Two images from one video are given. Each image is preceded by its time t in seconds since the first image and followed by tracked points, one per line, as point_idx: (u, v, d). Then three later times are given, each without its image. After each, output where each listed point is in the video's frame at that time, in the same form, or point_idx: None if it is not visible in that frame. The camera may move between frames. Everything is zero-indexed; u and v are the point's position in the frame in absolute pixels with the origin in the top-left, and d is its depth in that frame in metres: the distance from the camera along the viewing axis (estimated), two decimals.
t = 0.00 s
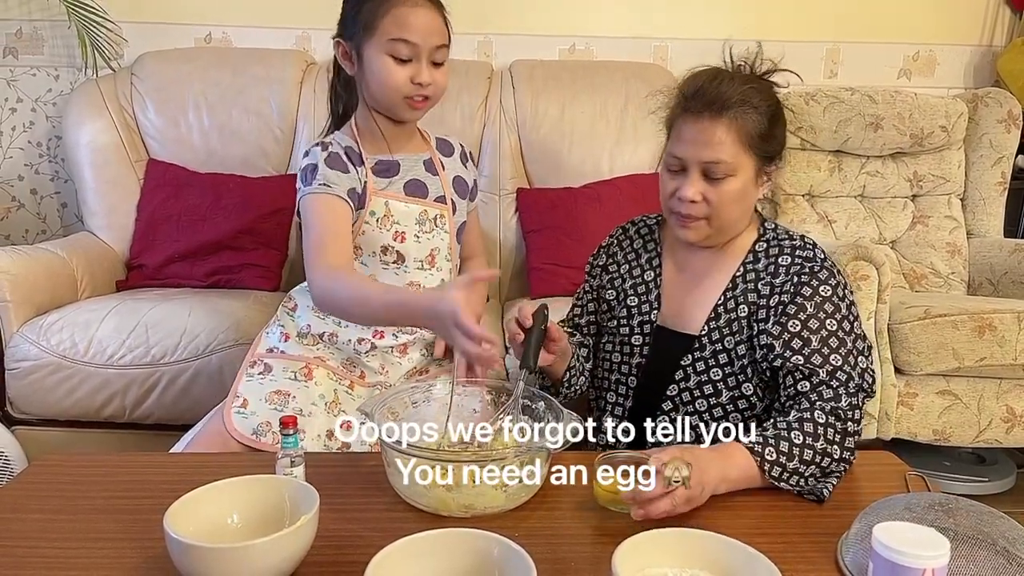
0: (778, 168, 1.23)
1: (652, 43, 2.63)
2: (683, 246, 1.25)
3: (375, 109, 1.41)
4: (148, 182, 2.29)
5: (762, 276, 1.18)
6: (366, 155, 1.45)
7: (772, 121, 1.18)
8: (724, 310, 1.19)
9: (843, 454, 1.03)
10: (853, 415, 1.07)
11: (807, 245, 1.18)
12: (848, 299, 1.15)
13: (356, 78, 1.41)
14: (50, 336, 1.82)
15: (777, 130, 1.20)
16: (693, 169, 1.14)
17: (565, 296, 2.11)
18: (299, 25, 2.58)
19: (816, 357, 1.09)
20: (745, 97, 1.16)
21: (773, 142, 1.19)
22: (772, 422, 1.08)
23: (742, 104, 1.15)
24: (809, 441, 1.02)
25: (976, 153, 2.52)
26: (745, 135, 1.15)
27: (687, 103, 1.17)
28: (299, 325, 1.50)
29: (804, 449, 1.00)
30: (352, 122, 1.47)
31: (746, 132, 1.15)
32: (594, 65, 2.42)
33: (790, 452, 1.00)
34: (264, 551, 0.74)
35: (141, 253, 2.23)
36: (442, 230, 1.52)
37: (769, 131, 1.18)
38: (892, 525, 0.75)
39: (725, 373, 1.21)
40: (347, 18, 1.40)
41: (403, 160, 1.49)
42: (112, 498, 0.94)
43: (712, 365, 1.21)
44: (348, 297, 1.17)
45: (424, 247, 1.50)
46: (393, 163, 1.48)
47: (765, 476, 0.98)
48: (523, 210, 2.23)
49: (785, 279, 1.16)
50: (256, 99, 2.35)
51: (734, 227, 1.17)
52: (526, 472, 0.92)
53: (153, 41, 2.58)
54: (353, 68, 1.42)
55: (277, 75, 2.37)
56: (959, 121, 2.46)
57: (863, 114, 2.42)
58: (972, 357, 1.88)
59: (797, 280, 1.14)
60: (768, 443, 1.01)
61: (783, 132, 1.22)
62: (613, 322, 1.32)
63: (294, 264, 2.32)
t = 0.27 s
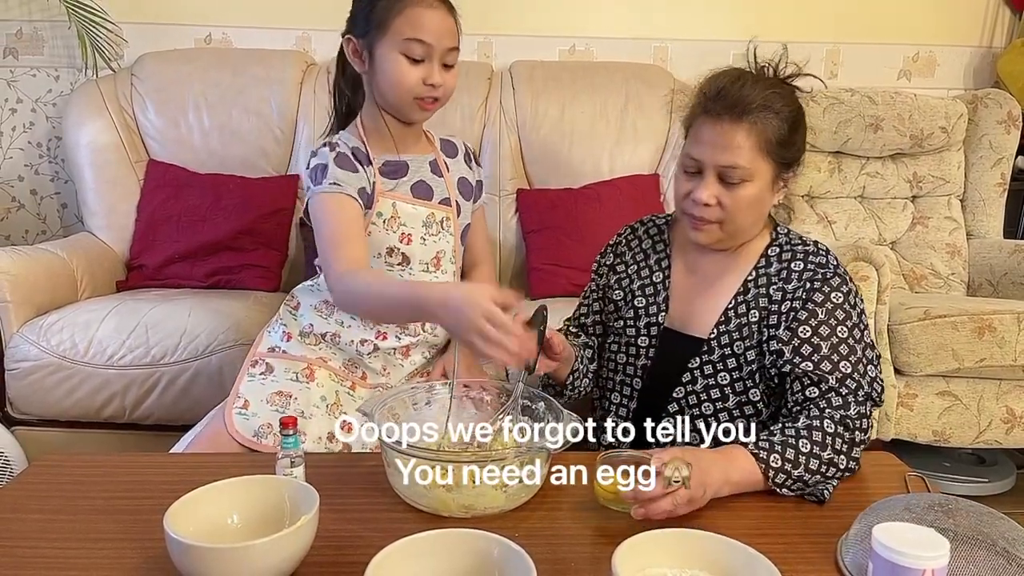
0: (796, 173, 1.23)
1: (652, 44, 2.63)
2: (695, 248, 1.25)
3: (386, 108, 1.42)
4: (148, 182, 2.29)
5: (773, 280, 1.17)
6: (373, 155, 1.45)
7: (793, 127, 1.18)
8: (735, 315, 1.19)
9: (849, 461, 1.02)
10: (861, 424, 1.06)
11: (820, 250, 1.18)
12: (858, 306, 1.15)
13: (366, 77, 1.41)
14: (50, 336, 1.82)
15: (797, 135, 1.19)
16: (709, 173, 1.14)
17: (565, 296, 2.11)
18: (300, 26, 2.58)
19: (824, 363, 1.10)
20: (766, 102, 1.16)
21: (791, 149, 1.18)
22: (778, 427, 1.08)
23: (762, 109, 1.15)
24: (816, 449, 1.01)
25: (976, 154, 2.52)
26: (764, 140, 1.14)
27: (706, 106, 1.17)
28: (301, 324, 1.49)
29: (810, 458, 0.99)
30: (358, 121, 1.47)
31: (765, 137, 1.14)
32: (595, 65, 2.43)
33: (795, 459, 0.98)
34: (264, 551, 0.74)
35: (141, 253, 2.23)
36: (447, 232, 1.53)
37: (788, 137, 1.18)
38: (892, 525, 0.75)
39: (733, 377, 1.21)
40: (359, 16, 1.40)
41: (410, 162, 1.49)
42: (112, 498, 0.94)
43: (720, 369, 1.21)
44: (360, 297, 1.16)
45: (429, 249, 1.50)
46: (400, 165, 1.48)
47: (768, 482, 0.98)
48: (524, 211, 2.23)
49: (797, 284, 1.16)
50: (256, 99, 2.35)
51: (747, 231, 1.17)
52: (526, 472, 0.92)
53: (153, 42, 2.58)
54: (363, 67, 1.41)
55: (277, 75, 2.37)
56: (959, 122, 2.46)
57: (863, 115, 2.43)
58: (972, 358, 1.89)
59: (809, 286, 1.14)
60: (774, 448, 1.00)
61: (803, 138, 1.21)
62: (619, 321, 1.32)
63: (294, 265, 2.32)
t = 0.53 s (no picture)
0: (807, 175, 1.23)
1: (651, 44, 2.63)
2: (703, 248, 1.25)
3: (389, 108, 1.41)
4: (148, 182, 2.29)
5: (782, 281, 1.18)
6: (375, 156, 1.45)
7: (805, 130, 1.18)
8: (742, 314, 1.19)
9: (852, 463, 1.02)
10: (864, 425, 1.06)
11: (829, 252, 1.18)
12: (866, 308, 1.15)
13: (371, 76, 1.41)
14: (50, 335, 1.82)
15: (808, 137, 1.19)
16: (721, 173, 1.14)
17: (565, 296, 2.11)
18: (300, 26, 2.58)
19: (831, 364, 1.10)
20: (780, 104, 1.16)
21: (803, 151, 1.18)
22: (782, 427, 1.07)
23: (776, 111, 1.15)
24: (818, 450, 1.00)
25: (975, 153, 2.52)
26: (776, 142, 1.14)
27: (720, 106, 1.17)
28: (303, 324, 1.49)
29: (811, 459, 0.99)
30: (362, 121, 1.47)
31: (778, 139, 1.14)
32: (595, 65, 2.42)
33: (796, 460, 0.98)
34: (264, 550, 0.74)
35: (141, 253, 2.23)
36: (450, 233, 1.52)
37: (800, 139, 1.18)
38: (891, 525, 0.75)
39: (740, 377, 1.21)
40: (364, 14, 1.41)
41: (414, 162, 1.49)
42: (111, 497, 0.94)
43: (727, 369, 1.21)
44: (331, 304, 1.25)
45: (432, 249, 1.49)
46: (403, 166, 1.47)
47: (768, 482, 0.98)
48: (524, 210, 2.23)
49: (805, 285, 1.16)
50: (256, 99, 2.35)
51: (757, 232, 1.17)
52: (526, 472, 0.92)
53: (153, 41, 2.58)
54: (368, 66, 1.42)
55: (277, 75, 2.37)
56: (959, 121, 2.46)
57: (863, 115, 2.43)
58: (972, 358, 1.89)
59: (818, 287, 1.14)
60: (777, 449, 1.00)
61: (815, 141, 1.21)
62: (625, 319, 1.32)
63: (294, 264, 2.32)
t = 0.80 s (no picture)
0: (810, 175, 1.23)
1: (651, 44, 2.63)
2: (705, 246, 1.25)
3: (388, 107, 1.41)
4: (148, 181, 2.29)
5: (785, 281, 1.18)
6: (372, 155, 1.45)
7: (812, 129, 1.18)
8: (745, 313, 1.19)
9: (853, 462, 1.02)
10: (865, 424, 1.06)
11: (832, 252, 1.18)
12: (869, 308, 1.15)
13: (370, 75, 1.42)
14: (49, 334, 1.82)
15: (814, 137, 1.20)
16: (728, 169, 1.14)
17: (564, 296, 2.11)
18: (299, 25, 2.58)
19: (833, 363, 1.09)
20: (788, 102, 1.16)
21: (809, 151, 1.19)
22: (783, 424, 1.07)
23: (784, 109, 1.15)
24: (819, 448, 1.01)
25: (975, 153, 2.52)
26: (783, 140, 1.14)
27: (728, 103, 1.17)
28: (300, 322, 1.48)
29: (811, 456, 0.99)
30: (360, 122, 1.47)
31: (785, 137, 1.14)
32: (594, 64, 2.42)
33: (797, 457, 0.98)
34: (265, 549, 0.74)
35: (141, 252, 2.23)
36: (448, 232, 1.51)
37: (807, 139, 1.18)
38: (891, 525, 0.75)
39: (741, 376, 1.21)
40: (366, 13, 1.41)
41: (411, 161, 1.48)
42: (111, 497, 0.94)
43: (728, 367, 1.21)
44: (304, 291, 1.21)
45: (429, 249, 1.48)
46: (400, 166, 1.47)
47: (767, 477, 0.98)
48: (524, 210, 2.23)
49: (808, 285, 1.16)
50: (256, 98, 2.35)
51: (761, 229, 1.17)
52: (526, 471, 0.92)
53: (153, 40, 2.57)
54: (368, 64, 1.42)
55: (277, 74, 2.37)
56: (959, 121, 2.46)
57: (863, 114, 2.42)
58: (971, 358, 1.89)
59: (821, 287, 1.14)
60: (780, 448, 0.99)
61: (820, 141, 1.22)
62: (625, 316, 1.32)
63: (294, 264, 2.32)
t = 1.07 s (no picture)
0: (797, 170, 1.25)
1: (651, 44, 2.63)
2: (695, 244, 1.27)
3: (388, 106, 1.42)
4: (148, 182, 2.29)
5: (779, 279, 1.18)
6: (369, 156, 1.46)
7: (796, 121, 1.20)
8: (738, 312, 1.19)
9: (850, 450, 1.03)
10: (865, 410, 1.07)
11: (825, 250, 1.19)
12: (863, 305, 1.15)
13: (372, 72, 1.42)
14: (50, 334, 1.82)
15: (799, 130, 1.22)
16: (715, 161, 1.15)
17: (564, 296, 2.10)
18: (300, 26, 2.58)
19: (828, 358, 1.10)
20: (771, 94, 1.18)
21: (794, 142, 1.21)
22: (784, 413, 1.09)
23: (767, 101, 1.17)
24: (820, 419, 1.04)
25: (976, 153, 2.52)
26: (769, 131, 1.16)
27: (712, 98, 1.19)
28: (298, 323, 1.49)
29: (814, 424, 1.03)
30: (361, 122, 1.48)
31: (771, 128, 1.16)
32: (595, 64, 2.43)
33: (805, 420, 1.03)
34: (265, 549, 0.74)
35: (141, 252, 2.23)
36: (446, 232, 1.51)
37: (792, 129, 1.20)
38: (892, 525, 0.75)
39: (736, 374, 1.22)
40: (373, 11, 1.42)
41: (407, 162, 1.48)
42: (111, 497, 0.94)
43: (724, 365, 1.21)
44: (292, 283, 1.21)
45: (425, 248, 1.48)
46: (396, 166, 1.47)
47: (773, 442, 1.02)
48: (524, 210, 2.23)
49: (802, 283, 1.16)
50: (256, 99, 2.35)
51: (753, 221, 1.18)
52: (526, 472, 0.92)
53: (154, 41, 2.58)
54: (371, 61, 1.42)
55: (277, 75, 2.37)
56: (959, 121, 2.46)
57: (863, 114, 2.42)
58: (972, 358, 1.89)
59: (815, 285, 1.15)
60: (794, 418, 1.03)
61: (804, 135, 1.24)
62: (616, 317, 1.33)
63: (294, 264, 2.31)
